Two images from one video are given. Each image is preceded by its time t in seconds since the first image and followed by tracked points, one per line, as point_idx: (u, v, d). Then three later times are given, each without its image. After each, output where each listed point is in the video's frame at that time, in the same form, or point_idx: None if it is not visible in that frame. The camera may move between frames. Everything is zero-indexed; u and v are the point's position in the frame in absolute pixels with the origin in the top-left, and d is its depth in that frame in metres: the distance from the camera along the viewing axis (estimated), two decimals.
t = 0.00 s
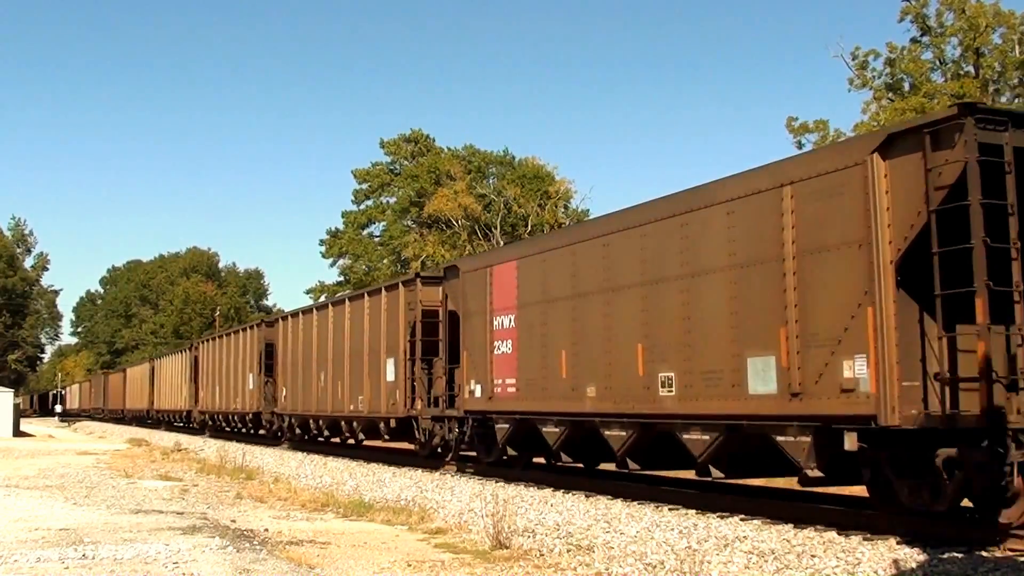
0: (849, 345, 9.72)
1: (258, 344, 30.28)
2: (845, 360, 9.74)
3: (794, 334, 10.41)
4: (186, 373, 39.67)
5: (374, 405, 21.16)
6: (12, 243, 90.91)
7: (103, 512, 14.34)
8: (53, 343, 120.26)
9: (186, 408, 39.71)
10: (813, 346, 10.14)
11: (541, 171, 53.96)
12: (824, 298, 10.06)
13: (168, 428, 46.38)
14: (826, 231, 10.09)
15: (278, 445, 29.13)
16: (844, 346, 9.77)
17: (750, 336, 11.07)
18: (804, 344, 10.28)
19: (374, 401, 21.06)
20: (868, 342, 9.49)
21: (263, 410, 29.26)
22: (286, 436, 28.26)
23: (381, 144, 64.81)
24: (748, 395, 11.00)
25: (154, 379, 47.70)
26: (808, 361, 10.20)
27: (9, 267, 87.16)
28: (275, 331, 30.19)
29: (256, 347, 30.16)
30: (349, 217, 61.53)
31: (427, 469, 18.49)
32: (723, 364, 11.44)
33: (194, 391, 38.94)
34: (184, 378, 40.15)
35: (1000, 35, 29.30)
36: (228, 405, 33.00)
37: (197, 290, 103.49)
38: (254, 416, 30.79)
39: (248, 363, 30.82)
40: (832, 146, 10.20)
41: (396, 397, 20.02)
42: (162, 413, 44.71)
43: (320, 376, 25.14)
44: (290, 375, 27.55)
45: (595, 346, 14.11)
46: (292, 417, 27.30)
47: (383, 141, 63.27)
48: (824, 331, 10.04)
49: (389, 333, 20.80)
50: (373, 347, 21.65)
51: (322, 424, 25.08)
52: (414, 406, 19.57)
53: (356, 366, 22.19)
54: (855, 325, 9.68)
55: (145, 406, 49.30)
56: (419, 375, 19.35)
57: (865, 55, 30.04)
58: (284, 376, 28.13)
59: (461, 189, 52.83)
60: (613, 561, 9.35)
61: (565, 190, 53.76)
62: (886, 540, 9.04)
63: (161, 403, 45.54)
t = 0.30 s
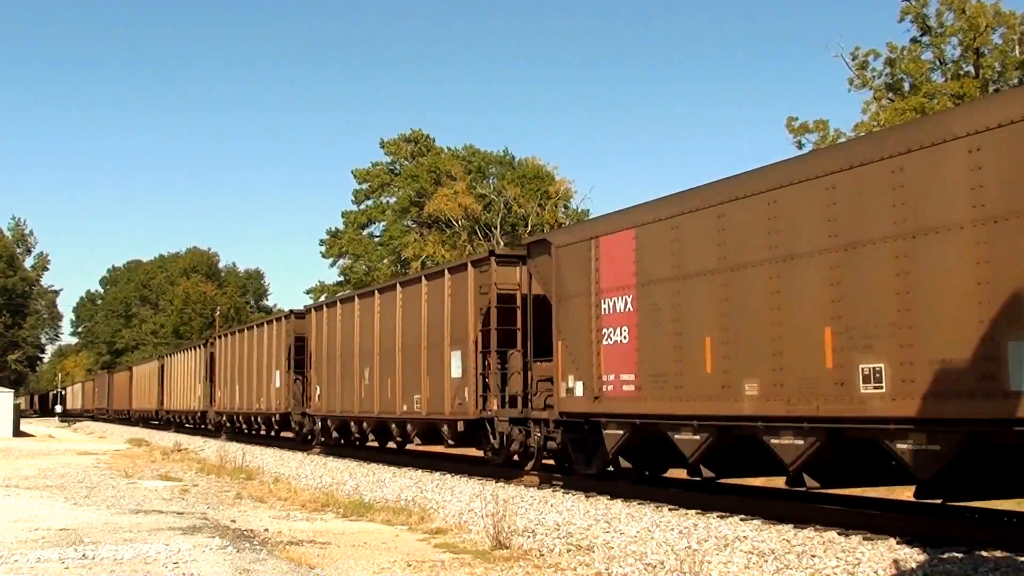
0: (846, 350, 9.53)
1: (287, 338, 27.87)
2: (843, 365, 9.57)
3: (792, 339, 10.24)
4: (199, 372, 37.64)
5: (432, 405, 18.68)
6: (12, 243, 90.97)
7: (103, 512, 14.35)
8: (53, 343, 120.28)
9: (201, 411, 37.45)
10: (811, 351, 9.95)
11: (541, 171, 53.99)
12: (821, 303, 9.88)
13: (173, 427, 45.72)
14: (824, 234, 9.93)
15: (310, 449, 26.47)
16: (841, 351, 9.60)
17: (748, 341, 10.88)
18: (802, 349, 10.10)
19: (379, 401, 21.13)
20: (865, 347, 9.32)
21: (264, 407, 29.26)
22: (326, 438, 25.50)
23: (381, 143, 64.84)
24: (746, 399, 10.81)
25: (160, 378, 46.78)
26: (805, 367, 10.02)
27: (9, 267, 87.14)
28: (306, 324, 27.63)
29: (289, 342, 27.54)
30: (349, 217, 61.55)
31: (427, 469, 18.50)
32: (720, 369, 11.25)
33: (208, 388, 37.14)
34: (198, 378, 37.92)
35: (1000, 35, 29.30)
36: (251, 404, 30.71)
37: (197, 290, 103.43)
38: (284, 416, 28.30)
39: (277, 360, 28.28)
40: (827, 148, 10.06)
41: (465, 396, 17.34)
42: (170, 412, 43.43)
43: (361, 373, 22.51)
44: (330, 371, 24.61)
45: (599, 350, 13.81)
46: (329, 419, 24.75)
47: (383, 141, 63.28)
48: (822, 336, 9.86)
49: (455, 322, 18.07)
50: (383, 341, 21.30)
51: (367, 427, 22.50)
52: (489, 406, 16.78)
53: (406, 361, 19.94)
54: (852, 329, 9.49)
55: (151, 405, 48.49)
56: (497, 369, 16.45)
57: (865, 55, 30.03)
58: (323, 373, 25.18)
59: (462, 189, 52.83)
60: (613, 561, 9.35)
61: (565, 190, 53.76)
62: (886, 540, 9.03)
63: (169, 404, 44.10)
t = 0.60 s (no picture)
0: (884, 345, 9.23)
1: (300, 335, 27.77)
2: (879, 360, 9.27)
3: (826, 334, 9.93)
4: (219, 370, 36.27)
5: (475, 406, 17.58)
6: (12, 243, 90.95)
7: (104, 512, 14.35)
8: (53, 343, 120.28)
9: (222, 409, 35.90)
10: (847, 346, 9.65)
11: (541, 171, 54.01)
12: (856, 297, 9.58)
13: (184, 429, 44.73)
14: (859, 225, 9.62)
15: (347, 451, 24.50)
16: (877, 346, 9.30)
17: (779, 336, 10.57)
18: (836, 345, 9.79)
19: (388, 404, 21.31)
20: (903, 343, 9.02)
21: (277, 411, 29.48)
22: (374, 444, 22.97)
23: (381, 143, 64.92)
24: (776, 397, 10.54)
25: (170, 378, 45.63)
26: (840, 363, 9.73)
27: (9, 267, 87.14)
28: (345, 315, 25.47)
29: (325, 334, 25.49)
30: (349, 217, 61.57)
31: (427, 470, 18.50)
32: (749, 366, 10.99)
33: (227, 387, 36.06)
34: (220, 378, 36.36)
35: (1000, 35, 29.30)
36: (281, 403, 28.91)
37: (197, 290, 103.28)
38: (318, 416, 26.29)
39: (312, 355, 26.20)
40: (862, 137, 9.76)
41: (560, 394, 14.84)
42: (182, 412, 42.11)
43: (415, 368, 20.30)
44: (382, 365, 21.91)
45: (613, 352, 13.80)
46: (376, 419, 22.39)
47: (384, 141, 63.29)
48: (868, 330, 9.42)
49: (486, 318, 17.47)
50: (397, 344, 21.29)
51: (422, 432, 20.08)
52: (592, 407, 14.21)
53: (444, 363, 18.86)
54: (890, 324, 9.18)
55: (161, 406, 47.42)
56: (603, 365, 13.93)
57: (865, 55, 30.04)
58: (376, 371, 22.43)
59: (462, 189, 52.83)
60: (613, 561, 9.35)
61: (566, 190, 53.74)
62: (886, 540, 9.04)
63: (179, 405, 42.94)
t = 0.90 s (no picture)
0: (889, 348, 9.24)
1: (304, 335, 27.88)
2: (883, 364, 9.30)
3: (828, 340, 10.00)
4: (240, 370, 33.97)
5: (468, 404, 18.15)
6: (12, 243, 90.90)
7: (104, 512, 14.34)
8: (53, 343, 120.30)
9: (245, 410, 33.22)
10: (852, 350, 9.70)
11: (541, 171, 54.05)
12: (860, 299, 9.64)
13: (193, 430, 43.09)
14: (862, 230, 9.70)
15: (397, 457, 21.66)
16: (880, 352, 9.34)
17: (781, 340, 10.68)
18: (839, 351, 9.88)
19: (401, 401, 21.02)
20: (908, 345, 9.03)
21: (281, 410, 29.43)
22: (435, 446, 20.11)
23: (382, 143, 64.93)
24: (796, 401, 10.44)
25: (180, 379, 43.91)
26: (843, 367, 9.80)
27: (9, 267, 87.17)
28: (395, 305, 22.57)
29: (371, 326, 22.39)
30: (349, 217, 61.54)
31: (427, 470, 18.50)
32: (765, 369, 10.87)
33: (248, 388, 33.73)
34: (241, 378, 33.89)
35: (1000, 34, 29.29)
36: (317, 405, 25.98)
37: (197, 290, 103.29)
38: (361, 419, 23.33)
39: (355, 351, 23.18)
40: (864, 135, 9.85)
41: (597, 396, 14.13)
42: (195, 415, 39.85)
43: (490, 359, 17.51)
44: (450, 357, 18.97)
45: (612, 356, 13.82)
46: (437, 423, 19.50)
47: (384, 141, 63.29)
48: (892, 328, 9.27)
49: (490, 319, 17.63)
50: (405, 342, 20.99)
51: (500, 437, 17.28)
52: (750, 410, 11.18)
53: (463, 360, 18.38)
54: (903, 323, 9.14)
55: (168, 406, 45.81)
56: (765, 356, 10.89)
57: (865, 55, 30.04)
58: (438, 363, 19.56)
59: (462, 189, 52.80)
60: (613, 561, 9.35)
61: (565, 190, 53.69)
62: (886, 540, 9.03)
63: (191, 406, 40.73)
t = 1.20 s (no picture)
0: (876, 356, 9.45)
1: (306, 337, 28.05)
2: (850, 370, 9.71)
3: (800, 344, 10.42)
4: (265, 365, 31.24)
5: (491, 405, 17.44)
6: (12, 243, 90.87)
7: (104, 512, 14.34)
8: (53, 343, 120.30)
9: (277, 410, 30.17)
10: (823, 356, 10.08)
11: (541, 171, 54.06)
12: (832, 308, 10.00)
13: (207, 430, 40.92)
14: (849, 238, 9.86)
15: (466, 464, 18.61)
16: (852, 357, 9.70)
17: (755, 345, 11.10)
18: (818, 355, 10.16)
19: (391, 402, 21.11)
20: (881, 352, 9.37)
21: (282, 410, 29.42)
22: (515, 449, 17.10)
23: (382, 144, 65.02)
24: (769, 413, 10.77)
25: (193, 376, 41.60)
26: (812, 371, 10.24)
27: (9, 267, 87.17)
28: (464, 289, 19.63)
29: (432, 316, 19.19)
30: (349, 217, 61.55)
31: (427, 470, 18.48)
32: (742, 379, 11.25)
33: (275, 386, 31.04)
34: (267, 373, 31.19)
35: (1000, 34, 29.29)
36: (364, 402, 23.09)
37: (197, 290, 103.30)
38: (415, 420, 20.77)
39: (413, 342, 20.25)
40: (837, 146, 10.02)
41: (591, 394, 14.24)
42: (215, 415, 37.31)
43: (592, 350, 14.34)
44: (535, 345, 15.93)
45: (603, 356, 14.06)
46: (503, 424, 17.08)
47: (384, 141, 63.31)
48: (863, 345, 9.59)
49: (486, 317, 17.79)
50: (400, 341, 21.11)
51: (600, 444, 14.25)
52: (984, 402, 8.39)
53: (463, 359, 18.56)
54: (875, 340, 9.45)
55: (180, 406, 43.65)
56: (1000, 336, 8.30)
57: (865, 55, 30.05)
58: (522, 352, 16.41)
59: (461, 189, 52.79)
60: (613, 561, 9.34)
61: (565, 190, 53.62)
62: (886, 540, 9.03)
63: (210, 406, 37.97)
